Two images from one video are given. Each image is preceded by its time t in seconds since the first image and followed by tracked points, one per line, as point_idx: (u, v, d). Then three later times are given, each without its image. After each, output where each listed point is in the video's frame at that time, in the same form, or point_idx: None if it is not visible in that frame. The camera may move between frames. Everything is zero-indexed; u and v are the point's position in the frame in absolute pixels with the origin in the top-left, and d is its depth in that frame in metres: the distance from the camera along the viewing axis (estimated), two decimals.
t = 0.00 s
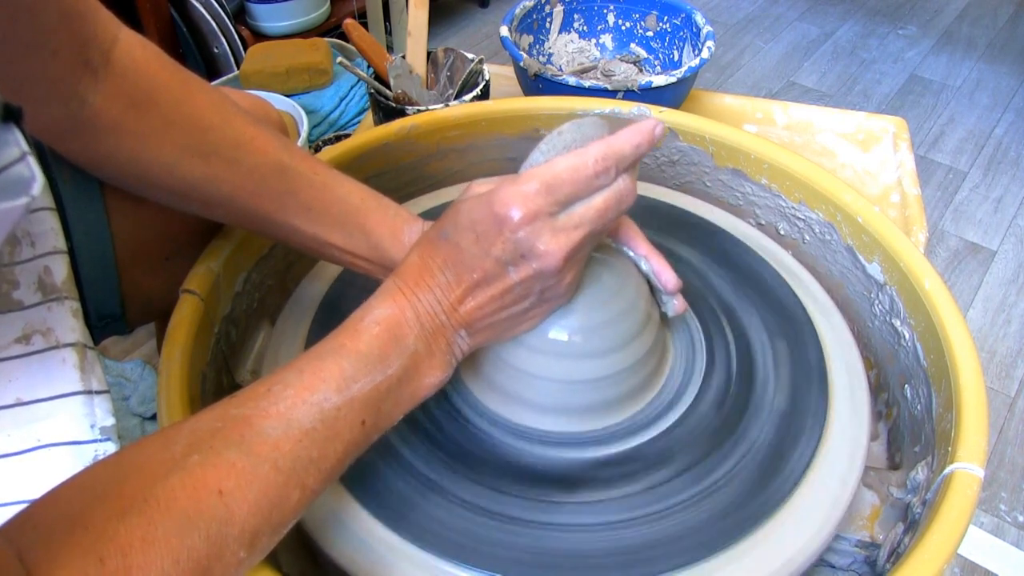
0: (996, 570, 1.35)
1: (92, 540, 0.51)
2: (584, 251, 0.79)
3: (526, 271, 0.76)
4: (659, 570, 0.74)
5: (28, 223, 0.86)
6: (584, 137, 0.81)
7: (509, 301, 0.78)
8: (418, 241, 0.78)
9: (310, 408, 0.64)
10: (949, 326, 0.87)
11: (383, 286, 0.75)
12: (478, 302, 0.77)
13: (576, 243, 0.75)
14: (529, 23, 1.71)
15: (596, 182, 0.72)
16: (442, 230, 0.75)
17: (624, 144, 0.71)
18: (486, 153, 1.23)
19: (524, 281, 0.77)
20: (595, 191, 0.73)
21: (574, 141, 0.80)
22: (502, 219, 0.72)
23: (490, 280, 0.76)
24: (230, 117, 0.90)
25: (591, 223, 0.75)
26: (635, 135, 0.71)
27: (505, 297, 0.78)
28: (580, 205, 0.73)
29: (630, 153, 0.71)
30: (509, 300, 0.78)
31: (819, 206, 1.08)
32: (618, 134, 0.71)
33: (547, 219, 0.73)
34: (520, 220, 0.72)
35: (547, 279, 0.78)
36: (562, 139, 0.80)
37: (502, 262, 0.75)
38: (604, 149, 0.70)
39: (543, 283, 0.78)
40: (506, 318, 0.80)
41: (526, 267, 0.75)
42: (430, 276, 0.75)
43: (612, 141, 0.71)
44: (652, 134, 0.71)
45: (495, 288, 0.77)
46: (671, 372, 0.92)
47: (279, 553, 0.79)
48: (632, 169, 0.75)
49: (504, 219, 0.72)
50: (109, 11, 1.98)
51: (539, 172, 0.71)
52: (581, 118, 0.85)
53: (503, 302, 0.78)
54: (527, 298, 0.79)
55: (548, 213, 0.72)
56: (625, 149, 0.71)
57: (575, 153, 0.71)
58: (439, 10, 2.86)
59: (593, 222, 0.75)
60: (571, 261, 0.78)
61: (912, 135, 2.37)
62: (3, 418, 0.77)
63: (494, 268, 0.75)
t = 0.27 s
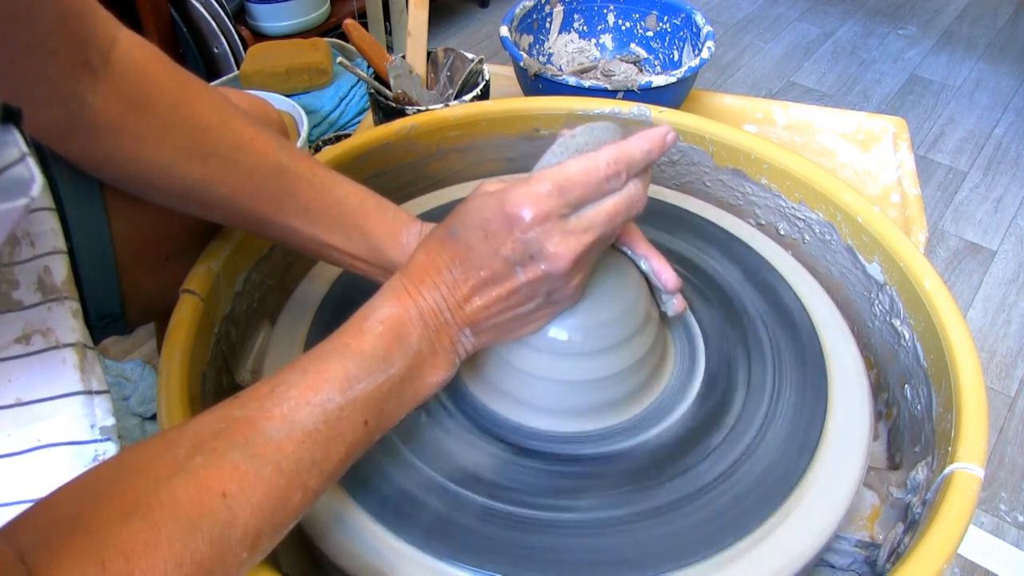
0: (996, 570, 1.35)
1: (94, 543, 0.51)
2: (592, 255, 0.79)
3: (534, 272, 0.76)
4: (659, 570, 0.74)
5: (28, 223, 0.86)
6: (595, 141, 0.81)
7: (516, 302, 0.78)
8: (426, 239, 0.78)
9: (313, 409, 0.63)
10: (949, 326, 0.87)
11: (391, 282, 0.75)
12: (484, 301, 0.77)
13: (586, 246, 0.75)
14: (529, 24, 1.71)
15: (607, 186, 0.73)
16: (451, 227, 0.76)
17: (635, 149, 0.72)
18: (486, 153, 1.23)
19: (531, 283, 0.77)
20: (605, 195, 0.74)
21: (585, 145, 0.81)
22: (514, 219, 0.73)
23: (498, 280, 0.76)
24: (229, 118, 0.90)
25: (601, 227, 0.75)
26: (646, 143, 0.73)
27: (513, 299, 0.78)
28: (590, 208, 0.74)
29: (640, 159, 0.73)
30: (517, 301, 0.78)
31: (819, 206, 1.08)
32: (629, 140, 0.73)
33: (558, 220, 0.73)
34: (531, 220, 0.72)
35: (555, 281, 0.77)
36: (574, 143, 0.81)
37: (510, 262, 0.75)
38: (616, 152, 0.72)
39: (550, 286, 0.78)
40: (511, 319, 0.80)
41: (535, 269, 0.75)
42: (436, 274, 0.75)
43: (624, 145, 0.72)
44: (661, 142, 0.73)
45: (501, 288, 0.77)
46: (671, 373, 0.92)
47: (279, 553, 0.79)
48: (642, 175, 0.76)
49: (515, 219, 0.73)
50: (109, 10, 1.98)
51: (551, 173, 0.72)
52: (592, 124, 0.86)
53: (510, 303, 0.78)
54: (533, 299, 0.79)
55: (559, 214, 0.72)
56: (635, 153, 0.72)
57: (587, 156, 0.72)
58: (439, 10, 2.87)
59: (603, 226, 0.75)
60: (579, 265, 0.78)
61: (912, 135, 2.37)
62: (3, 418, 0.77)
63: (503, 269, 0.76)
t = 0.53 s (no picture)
0: (996, 570, 1.35)
1: (91, 541, 0.51)
2: (587, 249, 0.79)
3: (529, 265, 0.75)
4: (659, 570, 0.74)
5: (28, 223, 0.86)
6: (591, 135, 0.82)
7: (512, 296, 0.78)
8: (421, 236, 0.78)
9: (308, 405, 0.64)
10: (948, 326, 0.87)
11: (386, 279, 0.75)
12: (481, 296, 0.77)
13: (581, 240, 0.75)
14: (529, 24, 1.71)
15: (601, 180, 0.73)
16: (448, 222, 0.76)
17: (630, 144, 0.72)
18: (486, 153, 1.23)
19: (527, 276, 0.76)
20: (599, 189, 0.74)
21: (580, 138, 0.81)
22: (510, 213, 0.73)
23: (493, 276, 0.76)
24: (229, 118, 0.90)
25: (596, 221, 0.75)
26: (640, 137, 0.73)
27: (509, 292, 0.78)
28: (585, 203, 0.74)
29: (635, 154, 0.73)
30: (513, 294, 0.78)
31: (819, 206, 1.08)
32: (623, 135, 0.73)
33: (553, 214, 0.73)
34: (526, 213, 0.72)
35: (550, 275, 0.77)
36: (568, 138, 0.81)
37: (505, 255, 0.75)
38: (610, 147, 0.72)
39: (546, 279, 0.78)
40: (507, 314, 0.80)
41: (530, 262, 0.75)
42: (432, 269, 0.75)
43: (618, 141, 0.72)
44: (657, 137, 0.72)
45: (498, 282, 0.77)
46: (671, 372, 0.92)
47: (279, 551, 0.80)
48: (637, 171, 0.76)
49: (510, 212, 0.73)
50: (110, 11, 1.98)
51: (546, 167, 0.72)
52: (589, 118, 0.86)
53: (508, 296, 0.78)
54: (530, 293, 0.79)
55: (553, 208, 0.73)
56: (630, 148, 0.72)
57: (581, 151, 0.72)
58: (439, 10, 2.87)
59: (598, 221, 0.75)
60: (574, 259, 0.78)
61: (912, 135, 2.37)
62: (3, 418, 0.77)
63: (498, 262, 0.76)
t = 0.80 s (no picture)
0: (997, 569, 1.35)
1: (86, 537, 0.53)
2: (579, 247, 0.78)
3: (521, 264, 0.75)
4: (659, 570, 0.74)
5: (27, 224, 0.87)
6: (581, 134, 0.82)
7: (505, 296, 0.78)
8: (415, 236, 0.78)
9: (303, 403, 0.65)
10: (949, 326, 0.87)
11: (381, 280, 0.76)
12: (474, 295, 0.77)
13: (572, 239, 0.75)
14: (529, 24, 1.72)
15: (593, 179, 0.73)
16: (441, 223, 0.76)
17: (622, 143, 0.72)
18: (486, 153, 1.23)
19: (519, 275, 0.76)
20: (591, 188, 0.74)
21: (571, 138, 0.82)
22: (501, 212, 0.73)
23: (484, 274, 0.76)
24: (228, 119, 0.90)
25: (588, 220, 0.75)
26: (633, 136, 0.73)
27: (502, 292, 0.78)
28: (576, 202, 0.74)
29: (627, 152, 0.72)
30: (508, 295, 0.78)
31: (819, 206, 1.08)
32: (616, 134, 0.73)
33: (545, 213, 0.73)
34: (517, 213, 0.72)
35: (543, 274, 0.77)
36: (560, 136, 0.82)
37: (497, 255, 0.75)
38: (602, 146, 0.72)
39: (539, 279, 0.78)
40: (500, 314, 0.80)
41: (522, 260, 0.75)
42: (425, 270, 0.75)
43: (610, 139, 0.72)
44: (649, 136, 0.73)
45: (491, 281, 0.77)
46: (671, 372, 0.92)
47: (279, 552, 0.80)
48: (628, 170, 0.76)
49: (501, 212, 0.73)
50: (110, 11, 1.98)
51: (537, 167, 0.72)
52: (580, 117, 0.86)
53: (501, 296, 0.78)
54: (523, 293, 0.79)
55: (545, 207, 0.72)
56: (622, 147, 0.72)
57: (573, 149, 0.72)
58: (440, 10, 2.87)
59: (589, 219, 0.74)
60: (567, 257, 0.78)
61: (912, 135, 2.37)
62: (3, 418, 0.77)
63: (490, 261, 0.76)
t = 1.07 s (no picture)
0: (997, 569, 1.35)
1: (81, 534, 0.54)
2: (572, 249, 0.78)
3: (511, 268, 0.75)
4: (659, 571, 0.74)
5: (27, 225, 0.88)
6: (572, 137, 0.82)
7: (497, 299, 0.78)
8: (410, 240, 0.79)
9: (298, 402, 0.66)
10: (948, 326, 0.87)
11: (377, 282, 0.76)
12: (466, 298, 0.77)
13: (562, 241, 0.74)
14: (529, 24, 1.72)
15: (584, 182, 0.73)
16: (434, 227, 0.76)
17: (613, 145, 0.72)
18: (485, 153, 1.23)
19: (510, 279, 0.76)
20: (582, 191, 0.73)
21: (562, 141, 0.82)
22: (489, 218, 0.73)
23: (481, 276, 0.76)
24: (228, 119, 0.90)
25: (579, 223, 0.74)
26: (624, 138, 0.72)
27: (493, 296, 0.78)
28: (567, 204, 0.73)
29: (618, 154, 0.73)
30: (503, 296, 0.78)
31: (819, 206, 1.08)
32: (607, 136, 0.73)
33: (534, 216, 0.73)
34: (507, 216, 0.72)
35: (533, 277, 0.76)
36: (551, 139, 0.82)
37: (487, 258, 0.75)
38: (592, 148, 0.72)
39: (529, 283, 0.77)
40: (495, 317, 0.80)
41: (512, 264, 0.75)
42: (419, 274, 0.76)
43: (601, 141, 0.72)
44: (641, 136, 0.73)
45: (483, 284, 0.77)
46: (672, 372, 0.92)
47: (278, 552, 0.80)
48: (620, 172, 0.76)
49: (495, 214, 0.73)
50: (110, 11, 1.98)
51: (527, 171, 0.72)
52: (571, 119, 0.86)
53: (490, 301, 0.78)
54: (515, 295, 0.78)
55: (534, 211, 0.72)
56: (613, 149, 0.72)
57: (563, 153, 0.72)
58: (439, 10, 2.86)
59: (580, 222, 0.74)
60: (558, 259, 0.77)
61: (911, 135, 2.37)
62: (2, 419, 0.77)
63: (480, 265, 0.75)
